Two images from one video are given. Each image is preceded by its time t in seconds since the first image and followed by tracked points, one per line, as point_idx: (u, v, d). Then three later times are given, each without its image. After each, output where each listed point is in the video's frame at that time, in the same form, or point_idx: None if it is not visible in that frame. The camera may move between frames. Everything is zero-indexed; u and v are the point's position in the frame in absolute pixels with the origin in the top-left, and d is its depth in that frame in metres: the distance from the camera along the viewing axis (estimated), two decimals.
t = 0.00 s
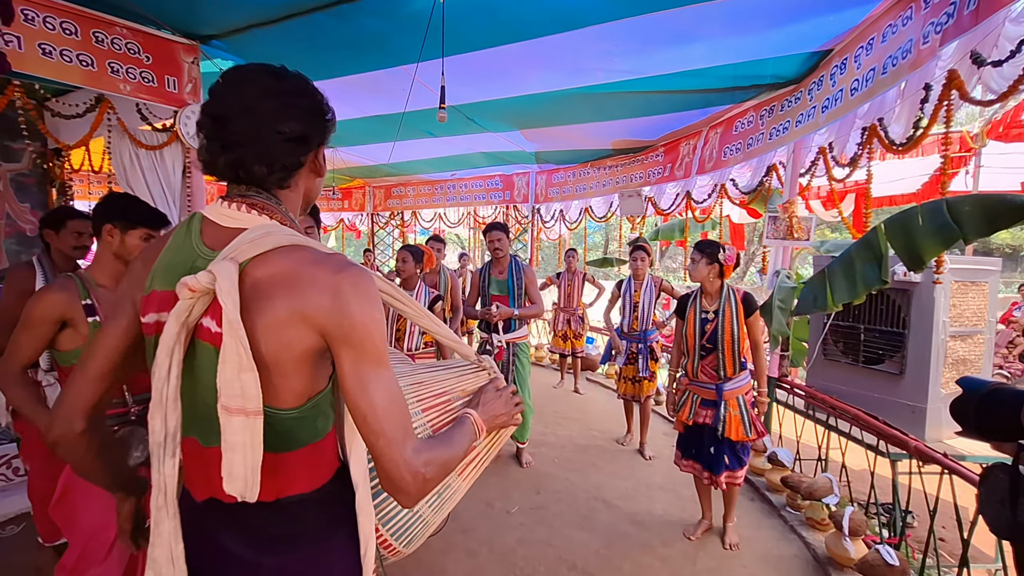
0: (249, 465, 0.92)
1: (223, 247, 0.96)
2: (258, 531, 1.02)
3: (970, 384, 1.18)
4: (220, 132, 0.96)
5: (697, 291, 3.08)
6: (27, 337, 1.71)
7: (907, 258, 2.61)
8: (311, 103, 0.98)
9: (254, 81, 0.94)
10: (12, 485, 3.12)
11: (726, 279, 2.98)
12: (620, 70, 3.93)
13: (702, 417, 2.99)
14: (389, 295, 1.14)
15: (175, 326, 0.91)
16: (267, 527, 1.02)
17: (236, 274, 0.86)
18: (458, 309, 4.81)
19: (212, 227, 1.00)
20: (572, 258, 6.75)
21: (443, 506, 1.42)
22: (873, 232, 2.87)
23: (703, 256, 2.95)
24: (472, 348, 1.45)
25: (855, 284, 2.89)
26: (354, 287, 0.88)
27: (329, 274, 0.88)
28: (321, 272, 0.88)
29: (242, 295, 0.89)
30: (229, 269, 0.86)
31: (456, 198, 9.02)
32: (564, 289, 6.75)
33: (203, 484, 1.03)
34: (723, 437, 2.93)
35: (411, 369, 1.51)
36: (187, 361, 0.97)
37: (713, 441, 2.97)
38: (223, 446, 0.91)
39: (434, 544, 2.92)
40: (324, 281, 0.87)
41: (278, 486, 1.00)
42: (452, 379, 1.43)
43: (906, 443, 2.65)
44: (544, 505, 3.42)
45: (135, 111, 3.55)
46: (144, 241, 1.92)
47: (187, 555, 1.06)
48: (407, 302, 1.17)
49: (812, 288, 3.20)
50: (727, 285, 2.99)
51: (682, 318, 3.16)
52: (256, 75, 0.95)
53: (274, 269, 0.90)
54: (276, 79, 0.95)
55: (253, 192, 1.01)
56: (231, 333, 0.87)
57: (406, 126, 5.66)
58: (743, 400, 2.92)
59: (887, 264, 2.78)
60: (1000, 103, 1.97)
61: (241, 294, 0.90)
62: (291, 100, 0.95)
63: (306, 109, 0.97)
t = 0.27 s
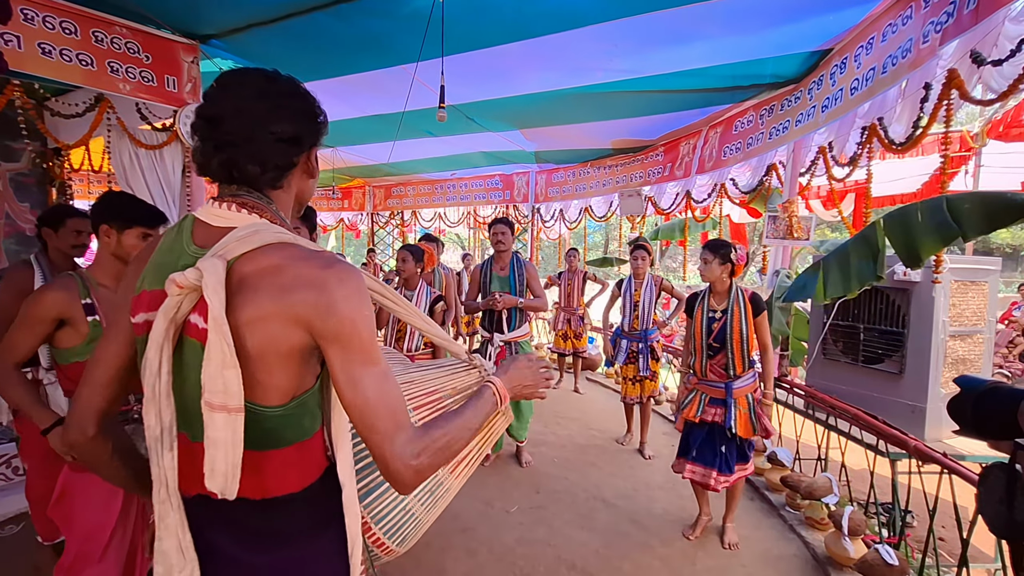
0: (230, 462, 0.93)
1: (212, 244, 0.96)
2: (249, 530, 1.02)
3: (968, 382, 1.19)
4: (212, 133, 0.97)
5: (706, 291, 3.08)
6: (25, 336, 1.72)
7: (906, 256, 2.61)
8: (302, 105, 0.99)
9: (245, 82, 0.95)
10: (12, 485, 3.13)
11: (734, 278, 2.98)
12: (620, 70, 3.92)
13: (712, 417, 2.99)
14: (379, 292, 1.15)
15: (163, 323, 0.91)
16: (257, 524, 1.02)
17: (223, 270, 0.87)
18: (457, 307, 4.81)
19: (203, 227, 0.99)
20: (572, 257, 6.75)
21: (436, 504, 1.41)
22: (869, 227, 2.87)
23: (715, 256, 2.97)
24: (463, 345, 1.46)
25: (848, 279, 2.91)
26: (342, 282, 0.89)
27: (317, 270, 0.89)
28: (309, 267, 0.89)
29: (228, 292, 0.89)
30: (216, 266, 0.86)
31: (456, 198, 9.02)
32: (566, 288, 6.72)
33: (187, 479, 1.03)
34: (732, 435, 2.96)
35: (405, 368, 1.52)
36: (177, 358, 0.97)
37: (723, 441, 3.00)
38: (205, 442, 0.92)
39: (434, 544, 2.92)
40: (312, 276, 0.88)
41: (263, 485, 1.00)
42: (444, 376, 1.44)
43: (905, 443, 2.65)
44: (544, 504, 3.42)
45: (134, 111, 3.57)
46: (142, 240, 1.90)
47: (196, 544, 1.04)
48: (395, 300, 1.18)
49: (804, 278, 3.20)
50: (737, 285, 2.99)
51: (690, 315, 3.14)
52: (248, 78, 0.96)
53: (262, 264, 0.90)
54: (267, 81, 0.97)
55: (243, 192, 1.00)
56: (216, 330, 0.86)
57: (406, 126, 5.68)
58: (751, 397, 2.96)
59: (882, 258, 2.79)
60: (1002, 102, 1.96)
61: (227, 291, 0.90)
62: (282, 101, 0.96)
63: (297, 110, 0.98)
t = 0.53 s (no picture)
0: (218, 462, 0.93)
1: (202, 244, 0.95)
2: (242, 529, 1.01)
3: (967, 382, 1.18)
4: (205, 133, 0.97)
5: (704, 290, 3.07)
6: (24, 335, 1.73)
7: (905, 256, 2.61)
8: (294, 103, 0.98)
9: (238, 82, 0.95)
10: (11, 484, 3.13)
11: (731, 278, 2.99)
12: (619, 69, 3.92)
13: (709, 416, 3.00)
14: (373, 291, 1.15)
15: (153, 321, 0.91)
16: (249, 523, 1.01)
17: (210, 269, 0.86)
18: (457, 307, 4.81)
19: (196, 226, 0.99)
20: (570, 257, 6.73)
21: (431, 506, 1.42)
22: (870, 231, 2.87)
23: (724, 256, 2.93)
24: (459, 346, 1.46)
25: (850, 283, 2.90)
26: (330, 279, 0.88)
27: (305, 267, 0.88)
28: (298, 265, 0.88)
29: (215, 291, 0.89)
30: (203, 264, 0.86)
31: (456, 197, 9.00)
32: (559, 289, 6.76)
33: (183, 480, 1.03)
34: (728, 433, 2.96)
35: (401, 369, 1.52)
36: (167, 358, 0.97)
37: (723, 439, 2.99)
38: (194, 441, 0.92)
39: (432, 543, 2.91)
40: (300, 274, 0.87)
41: (253, 484, 1.00)
42: (441, 376, 1.44)
43: (904, 442, 2.65)
44: (543, 504, 3.41)
45: (133, 110, 3.52)
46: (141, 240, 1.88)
47: (197, 553, 1.03)
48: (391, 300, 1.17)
49: (809, 287, 3.20)
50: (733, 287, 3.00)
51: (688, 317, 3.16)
52: (239, 77, 0.95)
53: (250, 262, 0.90)
54: (259, 80, 0.96)
55: (235, 190, 1.00)
56: (203, 329, 0.86)
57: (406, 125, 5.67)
58: (748, 397, 2.92)
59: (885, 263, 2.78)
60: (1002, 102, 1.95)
61: (215, 290, 0.90)
62: (275, 100, 0.96)
63: (289, 109, 0.97)
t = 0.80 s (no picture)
0: (224, 461, 0.92)
1: (200, 244, 0.95)
2: (237, 529, 1.01)
3: (964, 379, 1.19)
4: (201, 131, 0.96)
5: (701, 286, 3.06)
6: (13, 334, 1.71)
7: (903, 255, 2.61)
8: (290, 102, 0.98)
9: (234, 79, 0.95)
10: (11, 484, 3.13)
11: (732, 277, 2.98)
12: (618, 68, 3.91)
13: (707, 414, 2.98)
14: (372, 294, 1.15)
15: (151, 322, 0.91)
16: (246, 523, 1.01)
17: (211, 271, 0.86)
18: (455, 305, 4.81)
19: (192, 224, 0.99)
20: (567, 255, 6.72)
21: (428, 507, 1.40)
22: (868, 229, 2.86)
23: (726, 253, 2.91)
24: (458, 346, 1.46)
25: (848, 280, 2.89)
26: (331, 282, 0.88)
27: (305, 269, 0.88)
28: (298, 267, 0.88)
29: (216, 293, 0.89)
30: (204, 266, 0.86)
31: (455, 196, 8.98)
32: (555, 288, 6.78)
33: (177, 480, 1.03)
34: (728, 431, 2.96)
35: (400, 369, 1.51)
36: (164, 359, 0.97)
37: (720, 437, 2.99)
38: (198, 440, 0.91)
39: (431, 542, 2.92)
40: (300, 276, 0.87)
41: (251, 485, 0.99)
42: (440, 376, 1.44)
43: (903, 442, 2.65)
44: (542, 503, 3.41)
45: (132, 109, 3.49)
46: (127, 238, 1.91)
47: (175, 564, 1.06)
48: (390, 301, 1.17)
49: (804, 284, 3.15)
50: (731, 282, 3.00)
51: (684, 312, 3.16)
52: (236, 75, 0.95)
53: (251, 264, 0.89)
54: (255, 78, 0.96)
55: (233, 190, 1.00)
56: (206, 330, 0.86)
57: (405, 124, 5.66)
58: (748, 395, 2.95)
59: (883, 261, 2.78)
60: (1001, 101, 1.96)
61: (216, 291, 0.89)
62: (271, 97, 0.96)
63: (286, 107, 0.97)
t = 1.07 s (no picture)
0: (216, 462, 0.92)
1: (196, 238, 0.94)
2: (235, 529, 1.01)
3: (971, 374, 1.18)
4: (193, 123, 0.96)
5: (707, 283, 3.05)
6: None
7: (904, 253, 2.60)
8: (282, 92, 0.97)
9: (225, 70, 0.94)
10: (9, 484, 3.12)
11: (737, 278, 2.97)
12: (619, 66, 3.90)
13: (710, 413, 2.98)
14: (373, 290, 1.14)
15: (148, 317, 0.90)
16: (244, 522, 1.01)
17: (209, 264, 0.85)
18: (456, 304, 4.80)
19: (188, 217, 0.98)
20: (564, 254, 6.67)
21: (429, 501, 1.45)
22: (869, 224, 2.83)
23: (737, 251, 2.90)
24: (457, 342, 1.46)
25: (845, 277, 2.87)
26: (331, 276, 0.87)
27: (304, 263, 0.87)
28: (297, 261, 0.87)
29: (213, 287, 0.88)
30: (202, 260, 0.84)
31: (455, 195, 8.97)
32: (554, 288, 6.77)
33: (174, 477, 1.02)
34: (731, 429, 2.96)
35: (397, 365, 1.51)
36: (160, 356, 0.96)
37: (720, 437, 3.00)
38: (192, 440, 0.90)
39: (431, 542, 2.91)
40: (300, 270, 0.86)
41: (249, 482, 0.99)
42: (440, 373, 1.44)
43: (905, 440, 2.64)
44: (542, 502, 3.40)
45: (132, 108, 3.49)
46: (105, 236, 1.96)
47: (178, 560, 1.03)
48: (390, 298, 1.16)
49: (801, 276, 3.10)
50: (738, 284, 2.99)
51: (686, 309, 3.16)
52: (227, 65, 0.94)
53: (248, 258, 0.88)
54: (247, 69, 0.95)
55: (230, 182, 1.00)
56: (203, 326, 0.85)
57: (405, 123, 5.65)
58: (748, 392, 2.98)
59: (882, 256, 2.75)
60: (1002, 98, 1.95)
61: (214, 285, 0.88)
62: (263, 88, 0.95)
63: (278, 98, 0.96)
